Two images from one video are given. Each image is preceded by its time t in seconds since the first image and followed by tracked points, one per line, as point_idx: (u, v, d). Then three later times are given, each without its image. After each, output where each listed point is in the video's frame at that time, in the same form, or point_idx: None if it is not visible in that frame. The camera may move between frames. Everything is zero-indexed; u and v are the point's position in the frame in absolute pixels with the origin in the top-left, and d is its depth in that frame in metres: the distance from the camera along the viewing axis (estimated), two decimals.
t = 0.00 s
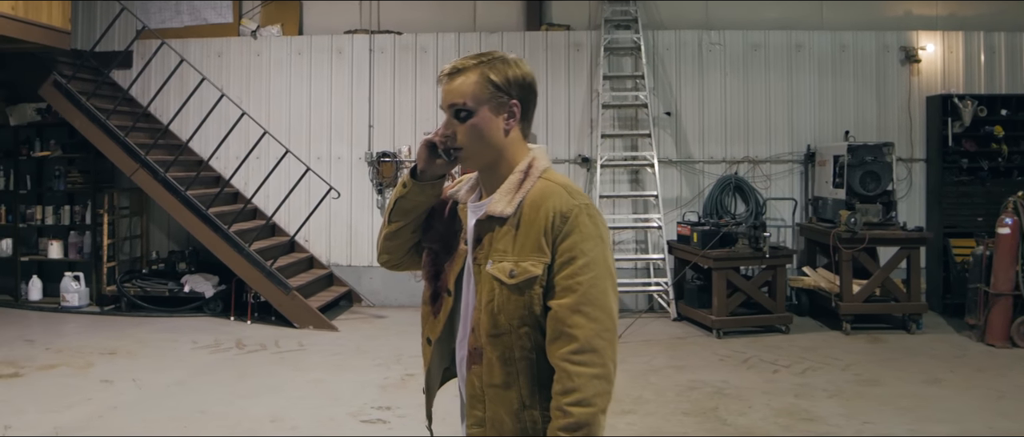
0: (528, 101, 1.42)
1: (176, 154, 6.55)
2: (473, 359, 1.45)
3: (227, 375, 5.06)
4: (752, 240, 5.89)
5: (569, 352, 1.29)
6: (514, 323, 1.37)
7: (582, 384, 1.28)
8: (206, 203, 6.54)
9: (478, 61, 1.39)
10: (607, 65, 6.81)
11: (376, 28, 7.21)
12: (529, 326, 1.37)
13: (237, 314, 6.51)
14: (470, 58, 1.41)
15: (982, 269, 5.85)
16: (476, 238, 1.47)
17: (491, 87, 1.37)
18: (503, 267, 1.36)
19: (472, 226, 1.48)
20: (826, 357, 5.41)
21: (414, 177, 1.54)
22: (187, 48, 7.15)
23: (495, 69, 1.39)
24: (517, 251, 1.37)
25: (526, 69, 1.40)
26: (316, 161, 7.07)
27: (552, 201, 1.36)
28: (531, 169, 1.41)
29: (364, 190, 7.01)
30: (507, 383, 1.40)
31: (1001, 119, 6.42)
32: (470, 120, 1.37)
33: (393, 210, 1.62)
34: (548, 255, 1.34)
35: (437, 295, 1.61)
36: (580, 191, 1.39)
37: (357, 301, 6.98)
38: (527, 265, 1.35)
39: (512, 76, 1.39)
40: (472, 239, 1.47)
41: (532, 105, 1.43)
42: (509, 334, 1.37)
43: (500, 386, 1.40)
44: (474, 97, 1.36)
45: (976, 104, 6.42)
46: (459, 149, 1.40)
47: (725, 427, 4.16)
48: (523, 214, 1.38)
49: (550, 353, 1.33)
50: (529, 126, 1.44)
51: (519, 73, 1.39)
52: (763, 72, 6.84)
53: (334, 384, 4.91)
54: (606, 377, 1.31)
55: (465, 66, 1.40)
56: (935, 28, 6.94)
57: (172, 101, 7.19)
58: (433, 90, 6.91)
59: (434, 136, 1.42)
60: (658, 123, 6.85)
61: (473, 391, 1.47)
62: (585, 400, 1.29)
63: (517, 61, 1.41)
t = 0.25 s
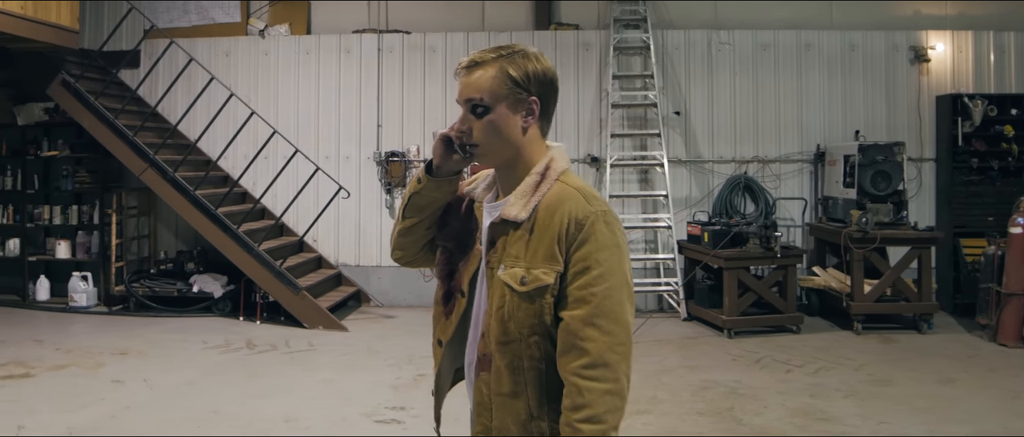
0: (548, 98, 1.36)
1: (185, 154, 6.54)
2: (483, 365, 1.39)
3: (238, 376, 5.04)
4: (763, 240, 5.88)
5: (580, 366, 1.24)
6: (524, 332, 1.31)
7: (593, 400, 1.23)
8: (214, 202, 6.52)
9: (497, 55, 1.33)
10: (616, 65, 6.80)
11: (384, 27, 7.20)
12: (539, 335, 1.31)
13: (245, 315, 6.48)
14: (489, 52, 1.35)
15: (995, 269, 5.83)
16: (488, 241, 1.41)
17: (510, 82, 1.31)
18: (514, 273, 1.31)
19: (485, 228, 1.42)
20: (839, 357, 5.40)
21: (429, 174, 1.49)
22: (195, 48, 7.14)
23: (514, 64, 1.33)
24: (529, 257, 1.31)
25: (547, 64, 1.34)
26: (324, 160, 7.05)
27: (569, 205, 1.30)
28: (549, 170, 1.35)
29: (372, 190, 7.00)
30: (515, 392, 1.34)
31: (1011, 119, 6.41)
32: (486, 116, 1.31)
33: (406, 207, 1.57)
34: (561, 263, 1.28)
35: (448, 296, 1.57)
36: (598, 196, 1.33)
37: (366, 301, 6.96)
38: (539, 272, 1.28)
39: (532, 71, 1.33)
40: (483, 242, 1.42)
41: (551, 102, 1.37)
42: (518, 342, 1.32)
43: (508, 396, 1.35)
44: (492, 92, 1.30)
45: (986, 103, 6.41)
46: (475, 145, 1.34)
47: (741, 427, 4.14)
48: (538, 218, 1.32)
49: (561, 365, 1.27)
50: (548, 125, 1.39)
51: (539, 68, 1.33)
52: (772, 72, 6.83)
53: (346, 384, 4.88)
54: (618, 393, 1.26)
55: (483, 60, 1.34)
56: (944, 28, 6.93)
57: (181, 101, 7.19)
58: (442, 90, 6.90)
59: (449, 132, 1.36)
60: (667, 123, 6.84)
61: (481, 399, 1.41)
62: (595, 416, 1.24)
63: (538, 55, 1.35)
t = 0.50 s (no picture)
0: (559, 96, 1.34)
1: (193, 155, 6.54)
2: (490, 372, 1.40)
3: (250, 376, 5.04)
4: (773, 240, 5.88)
5: (576, 378, 1.22)
6: (528, 339, 1.31)
7: (586, 413, 1.21)
8: (223, 203, 6.53)
9: (505, 50, 1.32)
10: (624, 65, 6.80)
11: (392, 27, 7.19)
12: (543, 344, 1.31)
13: (253, 316, 6.47)
14: (498, 47, 1.33)
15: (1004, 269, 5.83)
16: (499, 245, 1.41)
17: (519, 79, 1.30)
18: (520, 279, 1.31)
19: (496, 231, 1.42)
20: (849, 357, 5.41)
21: (439, 173, 1.49)
22: (203, 48, 7.14)
23: (523, 60, 1.31)
24: (535, 264, 1.30)
25: (558, 59, 1.31)
26: (332, 161, 7.05)
27: (577, 211, 1.28)
28: (560, 171, 1.34)
29: (381, 191, 7.00)
30: (519, 401, 1.33)
31: (1019, 119, 6.42)
32: (495, 113, 1.30)
33: (417, 206, 1.56)
34: (566, 271, 1.27)
35: (460, 298, 1.55)
36: (609, 201, 1.30)
37: (374, 302, 6.96)
38: (544, 280, 1.28)
39: (543, 67, 1.31)
40: (495, 246, 1.42)
41: (563, 99, 1.35)
42: (522, 350, 1.31)
43: (512, 404, 1.34)
44: (500, 88, 1.29)
45: (994, 103, 6.42)
46: (483, 144, 1.34)
47: (755, 428, 4.14)
48: (545, 223, 1.31)
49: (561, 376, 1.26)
50: (559, 124, 1.37)
51: (549, 64, 1.31)
52: (780, 72, 6.83)
53: (358, 386, 4.88)
54: (614, 408, 1.23)
55: (492, 54, 1.33)
56: (953, 28, 6.93)
57: (188, 101, 7.19)
58: (450, 91, 6.89)
59: (459, 129, 1.36)
60: (675, 123, 6.84)
61: (485, 406, 1.41)
62: (589, 431, 1.21)
63: (548, 50, 1.33)
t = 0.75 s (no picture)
0: (567, 93, 1.29)
1: (201, 155, 6.56)
2: (495, 378, 1.37)
3: (259, 377, 5.04)
4: (781, 240, 5.88)
5: (574, 383, 1.19)
6: (533, 346, 1.27)
7: (577, 418, 1.18)
8: (231, 204, 6.55)
9: (513, 45, 1.28)
10: (630, 66, 6.81)
11: (398, 28, 7.20)
12: (546, 350, 1.27)
13: (260, 316, 6.48)
14: (506, 41, 1.29)
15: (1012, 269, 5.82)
16: (508, 248, 1.36)
17: (527, 74, 1.26)
18: (524, 284, 1.27)
19: (506, 234, 1.37)
20: (857, 357, 5.41)
21: (446, 173, 1.45)
22: (209, 49, 7.15)
23: (532, 55, 1.27)
24: (541, 269, 1.26)
25: (568, 55, 1.27)
26: (338, 162, 7.06)
27: (585, 214, 1.23)
28: (570, 173, 1.29)
29: (387, 191, 7.00)
30: (521, 408, 1.30)
31: None
32: (501, 110, 1.27)
33: (425, 206, 1.52)
34: (571, 276, 1.23)
35: (467, 301, 1.52)
36: (619, 205, 1.25)
37: (381, 303, 6.97)
38: (549, 284, 1.24)
39: (552, 64, 1.27)
40: (505, 248, 1.37)
41: (572, 98, 1.30)
42: (526, 356, 1.28)
43: (513, 410, 1.31)
44: (506, 85, 1.26)
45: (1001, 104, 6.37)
46: (490, 141, 1.30)
47: (765, 428, 4.15)
48: (552, 226, 1.26)
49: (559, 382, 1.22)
50: (569, 123, 1.32)
51: (559, 60, 1.26)
52: (787, 72, 6.84)
53: (367, 386, 4.88)
54: (609, 416, 1.19)
55: (499, 49, 1.28)
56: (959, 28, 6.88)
57: (195, 102, 7.20)
58: (457, 91, 6.90)
59: (465, 127, 1.32)
60: (682, 123, 6.85)
61: (489, 412, 1.37)
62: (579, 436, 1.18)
63: (558, 46, 1.29)
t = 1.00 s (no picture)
0: (569, 93, 1.27)
1: (207, 156, 6.56)
2: (499, 381, 1.37)
3: (267, 377, 5.05)
4: (787, 240, 5.88)
5: (572, 388, 1.18)
6: (534, 349, 1.26)
7: (576, 424, 1.17)
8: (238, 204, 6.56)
9: (514, 44, 1.26)
10: (636, 66, 6.81)
11: (404, 28, 7.21)
12: (548, 354, 1.26)
13: (267, 316, 6.49)
14: (508, 41, 1.28)
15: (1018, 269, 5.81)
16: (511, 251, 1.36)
17: (527, 74, 1.24)
18: (525, 288, 1.26)
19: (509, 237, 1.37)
20: (863, 357, 5.42)
21: (452, 175, 1.47)
22: (215, 50, 7.15)
23: (533, 55, 1.26)
24: (541, 272, 1.25)
25: (569, 54, 1.25)
26: (344, 162, 7.07)
27: (584, 215, 1.21)
28: (571, 174, 1.27)
29: (393, 191, 7.01)
30: (524, 412, 1.30)
31: None
32: (501, 109, 1.25)
33: (433, 209, 1.54)
34: (569, 280, 1.22)
35: (474, 304, 1.53)
36: (620, 205, 1.21)
37: (387, 303, 6.98)
38: (548, 288, 1.23)
39: (552, 63, 1.25)
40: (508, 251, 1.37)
41: (575, 96, 1.28)
42: (528, 360, 1.27)
43: (516, 414, 1.31)
44: (506, 84, 1.25)
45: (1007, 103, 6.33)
46: (491, 141, 1.29)
47: (774, 427, 4.15)
48: (552, 230, 1.25)
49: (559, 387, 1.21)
50: (571, 124, 1.30)
51: (559, 59, 1.25)
52: (792, 72, 6.84)
53: (375, 387, 4.89)
54: (609, 422, 1.17)
55: (500, 49, 1.28)
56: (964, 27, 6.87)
57: (201, 102, 7.21)
58: (464, 92, 6.91)
59: (468, 128, 1.32)
60: (687, 123, 6.86)
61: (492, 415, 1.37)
62: None
63: (559, 45, 1.27)
